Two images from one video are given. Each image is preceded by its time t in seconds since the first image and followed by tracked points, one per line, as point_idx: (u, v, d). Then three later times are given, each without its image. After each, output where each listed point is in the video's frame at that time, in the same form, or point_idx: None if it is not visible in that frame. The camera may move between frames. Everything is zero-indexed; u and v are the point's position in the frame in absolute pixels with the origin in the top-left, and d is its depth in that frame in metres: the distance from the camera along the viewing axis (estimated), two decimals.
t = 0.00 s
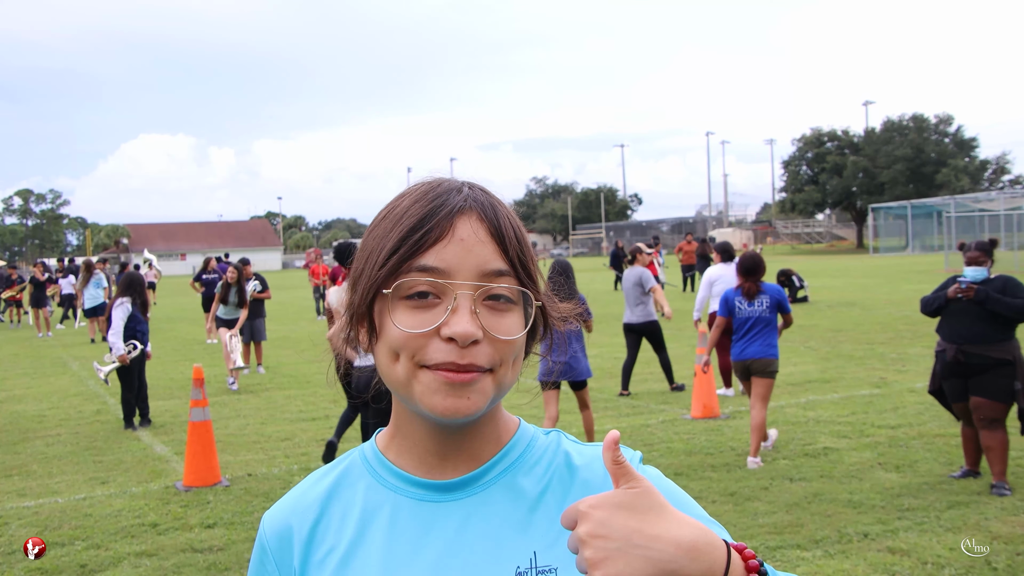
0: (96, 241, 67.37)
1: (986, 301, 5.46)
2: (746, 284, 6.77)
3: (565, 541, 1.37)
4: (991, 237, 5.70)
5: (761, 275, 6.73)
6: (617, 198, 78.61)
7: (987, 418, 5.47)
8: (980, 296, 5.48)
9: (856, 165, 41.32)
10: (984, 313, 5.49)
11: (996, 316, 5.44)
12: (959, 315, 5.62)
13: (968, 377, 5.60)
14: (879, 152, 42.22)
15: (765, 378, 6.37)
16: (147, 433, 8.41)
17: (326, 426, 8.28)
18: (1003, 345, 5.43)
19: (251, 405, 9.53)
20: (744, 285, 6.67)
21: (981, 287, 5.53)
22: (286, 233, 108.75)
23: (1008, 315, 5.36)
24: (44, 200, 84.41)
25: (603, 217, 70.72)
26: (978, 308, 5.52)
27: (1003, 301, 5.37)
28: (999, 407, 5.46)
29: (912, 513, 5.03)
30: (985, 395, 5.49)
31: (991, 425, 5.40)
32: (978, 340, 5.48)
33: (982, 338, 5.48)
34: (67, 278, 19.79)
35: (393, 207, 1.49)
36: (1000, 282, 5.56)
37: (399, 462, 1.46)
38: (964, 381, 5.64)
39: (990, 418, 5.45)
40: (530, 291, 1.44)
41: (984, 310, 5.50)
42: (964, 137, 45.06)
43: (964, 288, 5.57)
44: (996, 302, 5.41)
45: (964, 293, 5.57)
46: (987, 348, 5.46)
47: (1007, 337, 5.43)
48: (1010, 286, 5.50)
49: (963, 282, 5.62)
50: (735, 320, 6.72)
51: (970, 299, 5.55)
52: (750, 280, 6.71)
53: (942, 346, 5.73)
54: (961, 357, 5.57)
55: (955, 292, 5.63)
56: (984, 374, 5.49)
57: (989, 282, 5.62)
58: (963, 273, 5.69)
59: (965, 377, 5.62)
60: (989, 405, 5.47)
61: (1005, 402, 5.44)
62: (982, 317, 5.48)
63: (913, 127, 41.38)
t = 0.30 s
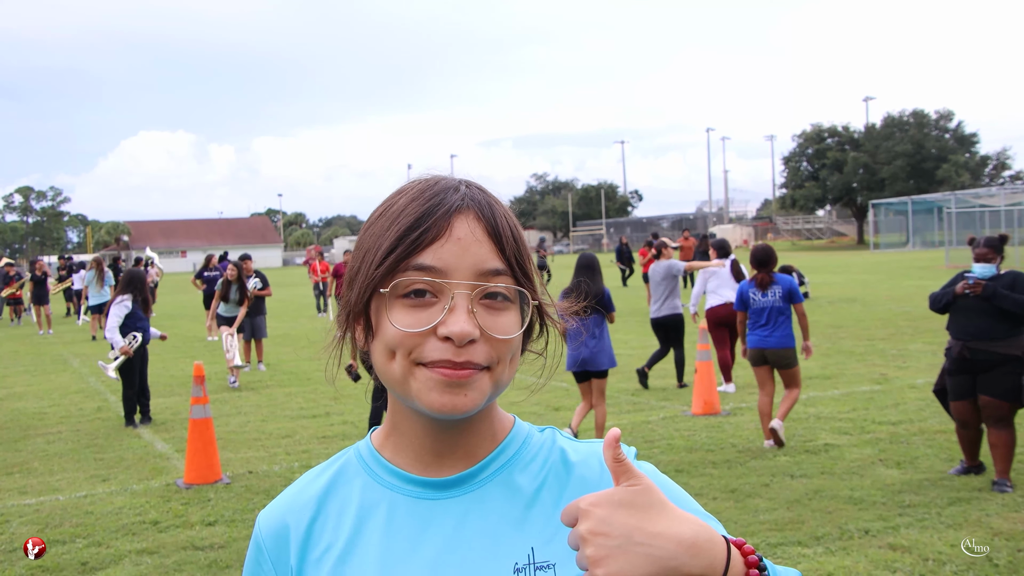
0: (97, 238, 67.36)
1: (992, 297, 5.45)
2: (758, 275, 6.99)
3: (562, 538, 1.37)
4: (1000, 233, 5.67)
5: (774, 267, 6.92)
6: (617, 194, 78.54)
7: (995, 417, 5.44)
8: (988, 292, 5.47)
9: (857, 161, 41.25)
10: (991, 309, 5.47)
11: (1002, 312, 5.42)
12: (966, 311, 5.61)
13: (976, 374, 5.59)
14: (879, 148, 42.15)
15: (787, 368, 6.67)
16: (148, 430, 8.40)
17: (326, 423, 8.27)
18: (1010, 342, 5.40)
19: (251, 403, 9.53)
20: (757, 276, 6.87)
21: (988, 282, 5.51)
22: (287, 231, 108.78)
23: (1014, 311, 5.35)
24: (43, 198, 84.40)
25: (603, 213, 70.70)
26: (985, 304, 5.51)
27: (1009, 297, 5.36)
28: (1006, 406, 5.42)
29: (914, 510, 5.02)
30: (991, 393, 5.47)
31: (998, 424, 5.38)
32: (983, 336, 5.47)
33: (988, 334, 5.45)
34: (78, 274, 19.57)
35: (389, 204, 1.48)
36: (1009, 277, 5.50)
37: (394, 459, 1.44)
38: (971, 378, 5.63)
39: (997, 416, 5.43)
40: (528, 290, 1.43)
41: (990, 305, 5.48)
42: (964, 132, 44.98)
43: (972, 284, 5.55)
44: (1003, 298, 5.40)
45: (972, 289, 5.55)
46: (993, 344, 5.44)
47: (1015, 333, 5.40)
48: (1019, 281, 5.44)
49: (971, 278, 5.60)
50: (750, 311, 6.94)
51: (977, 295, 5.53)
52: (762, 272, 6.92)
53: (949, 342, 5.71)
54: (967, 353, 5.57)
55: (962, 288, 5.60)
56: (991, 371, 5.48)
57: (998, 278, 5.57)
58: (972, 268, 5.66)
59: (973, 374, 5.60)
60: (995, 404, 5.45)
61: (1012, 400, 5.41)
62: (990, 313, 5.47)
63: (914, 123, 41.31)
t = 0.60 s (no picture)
0: (100, 246, 67.54)
1: (996, 310, 5.44)
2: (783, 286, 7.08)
3: (568, 552, 1.38)
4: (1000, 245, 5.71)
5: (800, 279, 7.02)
6: (620, 205, 78.70)
7: (999, 432, 5.45)
8: (990, 304, 5.46)
9: (859, 172, 41.31)
10: (995, 323, 5.46)
11: (1006, 325, 5.40)
12: (969, 324, 5.59)
13: (980, 388, 5.56)
14: (882, 159, 42.23)
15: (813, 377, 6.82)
16: (150, 439, 8.42)
17: (329, 433, 8.28)
18: (1015, 356, 5.37)
19: (253, 412, 9.54)
20: (783, 288, 6.97)
21: (991, 296, 5.52)
22: (289, 240, 109.00)
23: (1018, 324, 5.34)
24: (47, 206, 84.74)
25: (606, 224, 70.77)
26: (989, 317, 5.49)
27: (1012, 309, 5.35)
28: (1011, 421, 5.42)
29: (916, 522, 5.02)
30: (996, 408, 5.46)
31: (1003, 439, 5.39)
32: (987, 349, 5.44)
33: (992, 347, 5.43)
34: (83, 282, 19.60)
35: (399, 217, 1.50)
36: (1013, 289, 5.49)
37: (401, 471, 1.46)
38: (974, 391, 5.58)
39: (1001, 431, 5.44)
40: (536, 305, 1.45)
41: (994, 319, 5.47)
42: (967, 144, 45.06)
43: (974, 298, 5.56)
44: (1006, 310, 5.39)
45: (974, 302, 5.55)
46: (997, 357, 5.41)
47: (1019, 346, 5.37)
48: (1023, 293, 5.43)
49: (973, 292, 5.61)
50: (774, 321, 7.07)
51: (980, 308, 5.54)
52: (789, 284, 7.00)
53: (953, 355, 5.69)
54: (971, 366, 5.53)
55: (965, 302, 5.61)
56: (996, 385, 5.46)
57: (1001, 289, 5.57)
58: (974, 281, 5.68)
59: (978, 387, 5.56)
60: (999, 419, 5.45)
61: (1016, 415, 5.40)
62: (993, 326, 5.45)
63: (916, 135, 41.42)
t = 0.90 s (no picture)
0: (101, 247, 67.58)
1: (987, 312, 5.44)
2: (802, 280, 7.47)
3: (574, 551, 1.40)
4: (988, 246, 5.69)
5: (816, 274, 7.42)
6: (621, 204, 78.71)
7: (998, 434, 5.43)
8: (981, 306, 5.46)
9: (860, 172, 41.31)
10: (985, 324, 5.46)
11: (997, 326, 5.41)
12: (960, 326, 5.59)
13: (974, 391, 5.55)
14: (882, 159, 42.22)
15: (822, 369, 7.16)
16: (151, 440, 8.44)
17: (330, 433, 8.30)
18: (1007, 356, 5.39)
19: (255, 413, 9.55)
20: (802, 281, 7.36)
21: (981, 296, 5.51)
22: (290, 240, 109.05)
23: (1009, 324, 5.34)
24: (48, 207, 84.81)
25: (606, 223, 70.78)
26: (979, 318, 5.50)
27: (1003, 310, 5.35)
28: (1007, 421, 5.42)
29: (917, 522, 5.03)
30: (993, 410, 5.45)
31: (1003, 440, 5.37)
32: (980, 350, 5.45)
33: (984, 348, 5.44)
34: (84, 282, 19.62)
35: (410, 216, 1.52)
36: (1001, 290, 5.54)
37: (408, 470, 1.48)
38: (969, 393, 5.56)
39: (999, 433, 5.42)
40: (545, 306, 1.47)
41: (984, 320, 5.47)
42: (967, 144, 45.06)
43: (964, 298, 5.54)
44: (997, 312, 5.40)
45: (963, 304, 5.54)
46: (990, 358, 5.43)
47: (1010, 347, 5.39)
48: (1010, 294, 5.47)
49: (962, 293, 5.59)
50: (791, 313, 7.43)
51: (970, 310, 5.53)
52: (808, 278, 7.39)
53: (944, 358, 5.67)
54: (964, 368, 5.52)
55: (955, 304, 5.60)
56: (991, 387, 5.46)
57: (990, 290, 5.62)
58: (963, 283, 5.67)
59: (971, 389, 5.55)
60: (997, 420, 5.43)
61: (1013, 415, 5.42)
62: (984, 327, 5.46)
63: (917, 134, 41.43)
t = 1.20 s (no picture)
0: (99, 240, 67.50)
1: (959, 305, 5.47)
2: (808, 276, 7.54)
3: (571, 540, 1.39)
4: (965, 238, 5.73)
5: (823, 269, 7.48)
6: (620, 198, 78.63)
7: (978, 429, 5.40)
8: (953, 299, 5.49)
9: (859, 165, 41.28)
10: (958, 317, 5.48)
11: (969, 319, 5.43)
12: (934, 319, 5.61)
13: (948, 384, 5.55)
14: (881, 152, 42.20)
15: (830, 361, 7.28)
16: (150, 433, 8.44)
17: (329, 426, 8.30)
18: (979, 350, 5.40)
19: (253, 406, 9.55)
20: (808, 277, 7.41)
21: (954, 290, 5.53)
22: (289, 234, 108.95)
23: (981, 318, 5.38)
24: (46, 200, 84.69)
25: (606, 217, 70.72)
26: (952, 311, 5.52)
27: (976, 304, 5.38)
28: (982, 415, 5.40)
29: (915, 514, 5.04)
30: (966, 404, 5.44)
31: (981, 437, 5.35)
32: (952, 343, 5.46)
33: (956, 341, 5.45)
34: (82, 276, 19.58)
35: (407, 205, 1.51)
36: (975, 284, 5.58)
37: (406, 460, 1.47)
38: (942, 387, 5.57)
39: (977, 429, 5.39)
40: (543, 295, 1.47)
41: (957, 313, 5.50)
42: (966, 138, 45.09)
43: (937, 291, 5.56)
44: (969, 305, 5.42)
45: (937, 297, 5.56)
46: (961, 352, 5.44)
47: (982, 342, 5.40)
48: (983, 288, 5.51)
49: (936, 286, 5.62)
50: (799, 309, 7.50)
51: (943, 302, 5.55)
52: (814, 274, 7.46)
53: (916, 350, 5.67)
54: (936, 361, 5.53)
55: (929, 296, 5.62)
56: (964, 380, 5.45)
57: (965, 284, 5.65)
58: (939, 275, 5.69)
59: (945, 382, 5.55)
60: (973, 415, 5.42)
61: (987, 409, 5.38)
62: (956, 320, 5.48)
63: (916, 128, 41.40)
